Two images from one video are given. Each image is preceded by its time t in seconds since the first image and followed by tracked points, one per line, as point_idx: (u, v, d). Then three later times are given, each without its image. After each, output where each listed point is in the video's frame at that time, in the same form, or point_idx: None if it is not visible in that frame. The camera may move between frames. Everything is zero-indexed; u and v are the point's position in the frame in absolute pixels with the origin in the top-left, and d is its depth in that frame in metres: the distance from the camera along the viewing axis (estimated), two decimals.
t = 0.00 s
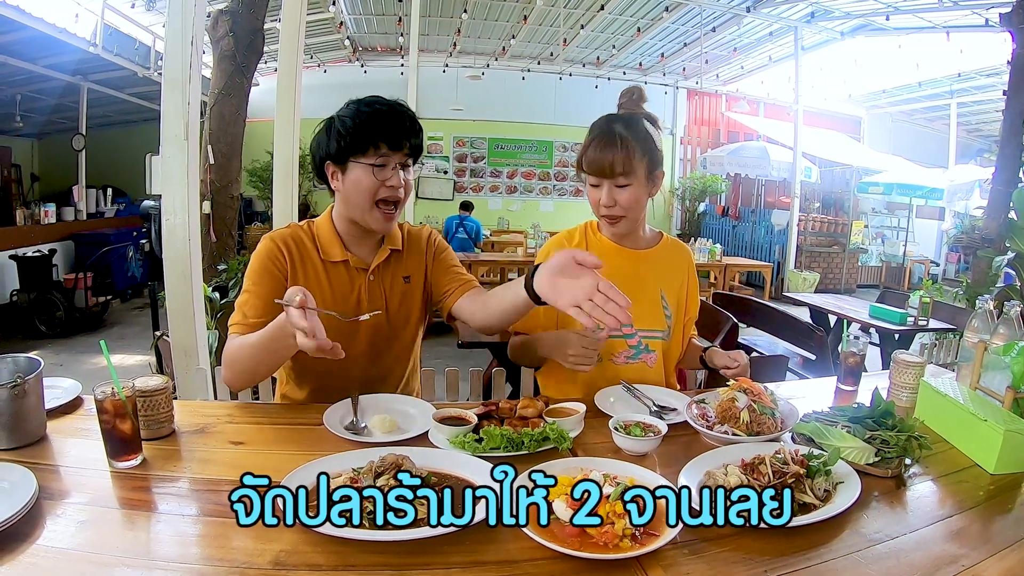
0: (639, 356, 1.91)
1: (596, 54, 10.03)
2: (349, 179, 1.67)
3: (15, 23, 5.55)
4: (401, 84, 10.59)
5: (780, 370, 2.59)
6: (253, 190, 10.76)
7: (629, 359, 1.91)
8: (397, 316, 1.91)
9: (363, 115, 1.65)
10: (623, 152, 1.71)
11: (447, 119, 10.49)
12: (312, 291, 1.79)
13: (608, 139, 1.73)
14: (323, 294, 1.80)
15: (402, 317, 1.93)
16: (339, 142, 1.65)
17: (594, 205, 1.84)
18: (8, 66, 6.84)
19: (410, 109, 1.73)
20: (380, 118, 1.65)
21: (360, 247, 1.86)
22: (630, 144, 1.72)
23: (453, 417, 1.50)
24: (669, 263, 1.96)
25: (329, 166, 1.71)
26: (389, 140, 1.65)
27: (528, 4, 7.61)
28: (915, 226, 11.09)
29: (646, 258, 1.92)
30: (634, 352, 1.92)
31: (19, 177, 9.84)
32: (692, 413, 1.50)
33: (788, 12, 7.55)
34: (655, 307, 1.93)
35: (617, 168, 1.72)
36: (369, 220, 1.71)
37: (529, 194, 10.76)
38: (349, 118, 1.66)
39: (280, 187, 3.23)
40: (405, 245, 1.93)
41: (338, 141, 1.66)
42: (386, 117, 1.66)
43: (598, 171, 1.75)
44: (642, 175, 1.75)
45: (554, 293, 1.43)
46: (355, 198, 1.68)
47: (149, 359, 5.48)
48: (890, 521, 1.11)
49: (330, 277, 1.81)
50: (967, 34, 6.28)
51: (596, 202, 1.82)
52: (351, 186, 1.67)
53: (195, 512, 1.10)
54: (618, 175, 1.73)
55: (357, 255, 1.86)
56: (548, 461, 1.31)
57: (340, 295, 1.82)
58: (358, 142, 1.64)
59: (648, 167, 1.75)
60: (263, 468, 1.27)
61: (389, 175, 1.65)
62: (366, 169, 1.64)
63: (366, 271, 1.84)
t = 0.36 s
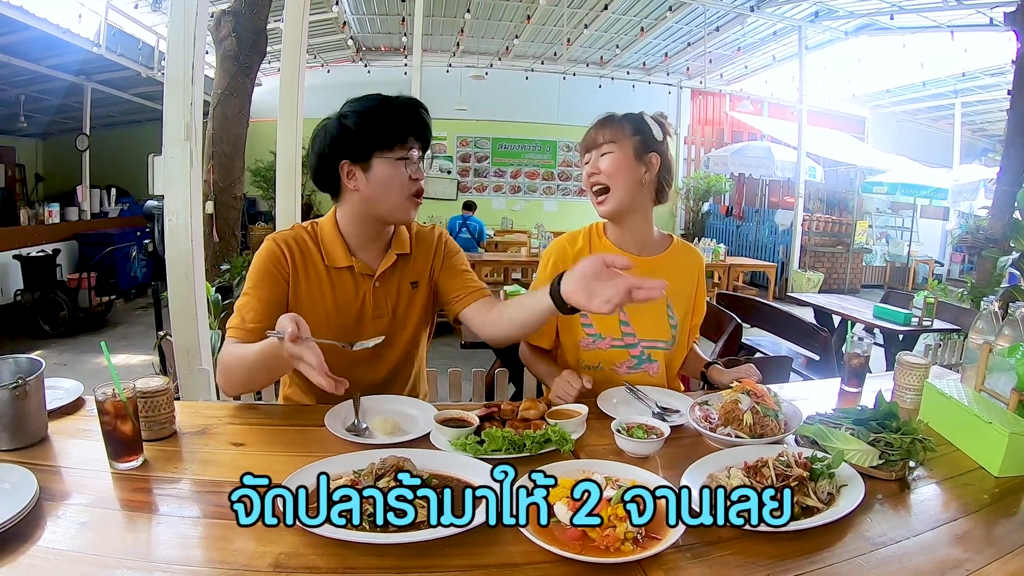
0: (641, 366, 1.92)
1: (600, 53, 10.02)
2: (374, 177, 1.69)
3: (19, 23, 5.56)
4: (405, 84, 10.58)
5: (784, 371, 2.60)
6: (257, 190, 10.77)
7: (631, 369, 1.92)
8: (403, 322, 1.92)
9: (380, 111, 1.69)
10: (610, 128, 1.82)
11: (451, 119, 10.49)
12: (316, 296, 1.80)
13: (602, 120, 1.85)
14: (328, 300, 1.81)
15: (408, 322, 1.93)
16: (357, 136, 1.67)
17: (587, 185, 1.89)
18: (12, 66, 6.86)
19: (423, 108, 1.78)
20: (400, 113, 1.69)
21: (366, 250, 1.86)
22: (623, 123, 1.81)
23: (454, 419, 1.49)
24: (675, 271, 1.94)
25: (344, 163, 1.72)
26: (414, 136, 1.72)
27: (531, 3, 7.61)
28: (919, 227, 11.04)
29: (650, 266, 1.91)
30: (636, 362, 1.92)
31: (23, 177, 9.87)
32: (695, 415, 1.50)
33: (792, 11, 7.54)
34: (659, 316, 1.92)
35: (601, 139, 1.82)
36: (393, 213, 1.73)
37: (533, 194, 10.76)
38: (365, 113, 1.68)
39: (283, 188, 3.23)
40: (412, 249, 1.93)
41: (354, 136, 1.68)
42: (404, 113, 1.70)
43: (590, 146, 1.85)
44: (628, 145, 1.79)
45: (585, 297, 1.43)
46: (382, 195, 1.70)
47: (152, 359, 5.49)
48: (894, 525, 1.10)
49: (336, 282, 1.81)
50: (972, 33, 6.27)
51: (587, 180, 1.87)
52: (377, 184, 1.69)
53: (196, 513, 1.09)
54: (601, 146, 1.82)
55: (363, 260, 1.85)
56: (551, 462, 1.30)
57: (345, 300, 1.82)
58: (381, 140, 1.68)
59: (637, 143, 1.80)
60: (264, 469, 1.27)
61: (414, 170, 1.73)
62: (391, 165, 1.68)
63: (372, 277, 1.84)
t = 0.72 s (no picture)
0: (649, 361, 1.92)
1: (603, 53, 10.01)
2: (337, 160, 1.72)
3: (23, 23, 5.58)
4: (408, 84, 10.59)
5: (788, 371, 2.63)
6: (260, 189, 10.81)
7: (638, 364, 1.92)
8: (414, 325, 1.90)
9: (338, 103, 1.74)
10: (615, 146, 1.76)
11: (454, 118, 10.49)
12: (323, 296, 1.79)
13: (605, 133, 1.79)
14: (336, 300, 1.80)
15: (418, 326, 1.92)
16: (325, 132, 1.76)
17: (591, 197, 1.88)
18: (17, 66, 6.89)
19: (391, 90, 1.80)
20: (365, 99, 1.72)
21: (374, 250, 1.86)
22: (628, 137, 1.77)
23: (456, 416, 1.48)
24: (679, 267, 1.93)
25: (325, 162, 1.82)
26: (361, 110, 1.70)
27: (534, 3, 7.62)
28: (924, 226, 10.99)
29: (657, 262, 1.90)
30: (644, 357, 1.92)
31: (28, 177, 9.92)
32: (699, 414, 1.49)
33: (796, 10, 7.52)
34: (667, 313, 1.91)
35: (604, 157, 1.77)
36: (361, 186, 1.68)
37: (536, 193, 10.76)
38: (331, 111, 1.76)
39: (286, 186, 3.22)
40: (421, 250, 1.92)
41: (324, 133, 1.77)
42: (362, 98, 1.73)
43: (593, 160, 1.81)
44: (632, 166, 1.75)
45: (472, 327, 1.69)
46: (344, 175, 1.71)
47: (156, 358, 5.50)
48: (900, 524, 1.08)
49: (344, 284, 1.80)
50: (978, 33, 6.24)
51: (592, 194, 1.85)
52: (340, 163, 1.71)
53: (197, 511, 1.09)
54: (604, 163, 1.77)
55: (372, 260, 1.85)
56: (552, 461, 1.29)
57: (354, 302, 1.81)
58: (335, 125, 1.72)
59: (642, 160, 1.76)
60: (265, 467, 1.27)
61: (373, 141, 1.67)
62: (346, 143, 1.69)
63: (382, 277, 1.83)
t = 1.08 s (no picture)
0: (649, 360, 1.92)
1: (606, 53, 9.99)
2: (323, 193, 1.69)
3: (26, 23, 5.59)
4: (411, 84, 10.60)
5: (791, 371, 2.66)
6: (264, 189, 10.84)
7: (639, 363, 1.92)
8: (405, 323, 1.92)
9: (316, 134, 1.61)
10: (629, 145, 1.75)
11: (457, 118, 10.50)
12: (315, 295, 1.80)
13: (618, 132, 1.78)
14: (328, 299, 1.81)
15: (409, 324, 1.93)
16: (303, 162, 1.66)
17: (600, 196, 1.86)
18: (21, 66, 6.91)
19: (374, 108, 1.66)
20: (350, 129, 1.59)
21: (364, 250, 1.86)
22: (640, 138, 1.75)
23: (457, 415, 1.49)
24: (679, 266, 1.93)
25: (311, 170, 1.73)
26: (342, 154, 1.59)
27: (536, 3, 7.61)
28: (927, 226, 10.95)
29: (659, 262, 1.90)
30: (645, 357, 1.92)
31: (32, 176, 9.97)
32: (700, 413, 1.49)
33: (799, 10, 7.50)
34: (668, 313, 1.91)
35: (615, 157, 1.76)
36: (350, 228, 1.70)
37: (539, 193, 10.75)
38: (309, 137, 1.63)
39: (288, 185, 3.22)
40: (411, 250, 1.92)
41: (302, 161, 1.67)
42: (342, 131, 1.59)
43: (604, 159, 1.79)
44: (644, 169, 1.75)
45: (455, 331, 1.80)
46: (331, 212, 1.69)
47: (158, 357, 5.51)
48: (900, 522, 1.08)
49: (335, 284, 1.81)
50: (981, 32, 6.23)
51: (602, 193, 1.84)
52: (326, 202, 1.69)
53: (199, 509, 1.10)
54: (616, 164, 1.77)
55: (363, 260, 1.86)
56: (553, 459, 1.30)
57: (345, 302, 1.82)
58: (316, 164, 1.62)
59: (654, 163, 1.75)
60: (266, 465, 1.27)
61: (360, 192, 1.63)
62: (331, 187, 1.64)
63: (373, 276, 1.84)
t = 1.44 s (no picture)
0: (650, 358, 1.92)
1: (606, 53, 9.98)
2: (337, 194, 1.66)
3: (27, 23, 5.59)
4: (411, 84, 10.60)
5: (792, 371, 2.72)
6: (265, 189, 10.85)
7: (639, 360, 1.93)
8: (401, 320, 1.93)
9: (342, 130, 1.58)
10: (663, 149, 1.71)
11: (458, 118, 10.49)
12: (314, 293, 1.80)
13: (652, 133, 1.72)
14: (327, 297, 1.81)
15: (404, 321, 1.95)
16: (320, 155, 1.61)
17: (617, 193, 1.80)
18: (23, 66, 6.92)
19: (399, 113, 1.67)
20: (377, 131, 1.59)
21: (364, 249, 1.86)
22: (669, 141, 1.73)
23: (456, 415, 1.49)
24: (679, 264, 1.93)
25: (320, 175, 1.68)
26: (369, 157, 1.58)
27: (537, 2, 7.61)
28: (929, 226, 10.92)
29: (659, 261, 1.90)
30: (645, 355, 1.93)
31: (35, 176, 9.98)
32: (699, 412, 1.49)
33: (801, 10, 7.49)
34: (669, 312, 1.92)
35: (652, 161, 1.71)
36: (363, 228, 1.69)
37: (541, 194, 10.76)
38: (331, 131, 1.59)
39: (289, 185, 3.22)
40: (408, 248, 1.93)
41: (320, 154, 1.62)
42: (370, 132, 1.58)
43: (633, 161, 1.72)
44: (672, 172, 1.74)
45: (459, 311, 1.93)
46: (343, 211, 1.67)
47: (160, 357, 5.52)
48: (899, 522, 1.09)
49: (336, 284, 1.81)
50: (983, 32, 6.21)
51: (622, 191, 1.77)
52: (339, 201, 1.66)
53: (198, 508, 1.10)
54: (651, 167, 1.71)
55: (363, 258, 1.86)
56: (553, 459, 1.30)
57: (345, 300, 1.83)
58: (337, 162, 1.59)
59: (679, 166, 1.76)
60: (267, 465, 1.27)
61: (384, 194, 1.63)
62: (350, 187, 1.62)
63: (372, 274, 1.85)
